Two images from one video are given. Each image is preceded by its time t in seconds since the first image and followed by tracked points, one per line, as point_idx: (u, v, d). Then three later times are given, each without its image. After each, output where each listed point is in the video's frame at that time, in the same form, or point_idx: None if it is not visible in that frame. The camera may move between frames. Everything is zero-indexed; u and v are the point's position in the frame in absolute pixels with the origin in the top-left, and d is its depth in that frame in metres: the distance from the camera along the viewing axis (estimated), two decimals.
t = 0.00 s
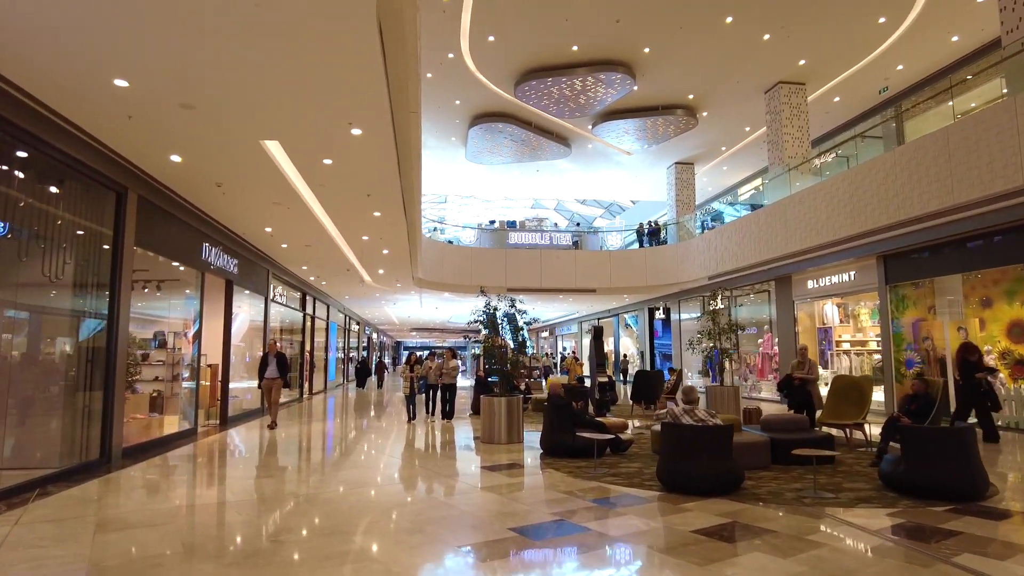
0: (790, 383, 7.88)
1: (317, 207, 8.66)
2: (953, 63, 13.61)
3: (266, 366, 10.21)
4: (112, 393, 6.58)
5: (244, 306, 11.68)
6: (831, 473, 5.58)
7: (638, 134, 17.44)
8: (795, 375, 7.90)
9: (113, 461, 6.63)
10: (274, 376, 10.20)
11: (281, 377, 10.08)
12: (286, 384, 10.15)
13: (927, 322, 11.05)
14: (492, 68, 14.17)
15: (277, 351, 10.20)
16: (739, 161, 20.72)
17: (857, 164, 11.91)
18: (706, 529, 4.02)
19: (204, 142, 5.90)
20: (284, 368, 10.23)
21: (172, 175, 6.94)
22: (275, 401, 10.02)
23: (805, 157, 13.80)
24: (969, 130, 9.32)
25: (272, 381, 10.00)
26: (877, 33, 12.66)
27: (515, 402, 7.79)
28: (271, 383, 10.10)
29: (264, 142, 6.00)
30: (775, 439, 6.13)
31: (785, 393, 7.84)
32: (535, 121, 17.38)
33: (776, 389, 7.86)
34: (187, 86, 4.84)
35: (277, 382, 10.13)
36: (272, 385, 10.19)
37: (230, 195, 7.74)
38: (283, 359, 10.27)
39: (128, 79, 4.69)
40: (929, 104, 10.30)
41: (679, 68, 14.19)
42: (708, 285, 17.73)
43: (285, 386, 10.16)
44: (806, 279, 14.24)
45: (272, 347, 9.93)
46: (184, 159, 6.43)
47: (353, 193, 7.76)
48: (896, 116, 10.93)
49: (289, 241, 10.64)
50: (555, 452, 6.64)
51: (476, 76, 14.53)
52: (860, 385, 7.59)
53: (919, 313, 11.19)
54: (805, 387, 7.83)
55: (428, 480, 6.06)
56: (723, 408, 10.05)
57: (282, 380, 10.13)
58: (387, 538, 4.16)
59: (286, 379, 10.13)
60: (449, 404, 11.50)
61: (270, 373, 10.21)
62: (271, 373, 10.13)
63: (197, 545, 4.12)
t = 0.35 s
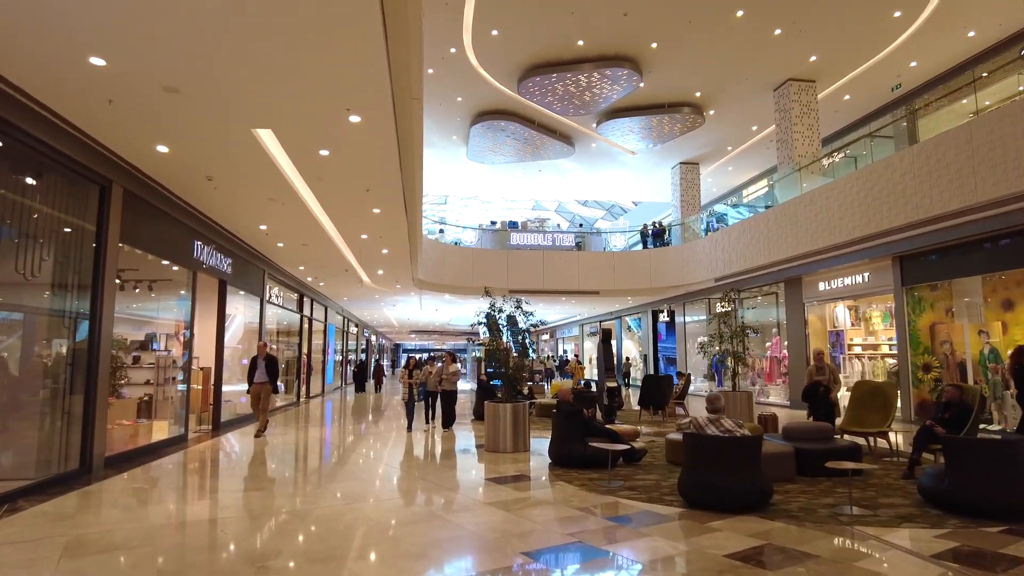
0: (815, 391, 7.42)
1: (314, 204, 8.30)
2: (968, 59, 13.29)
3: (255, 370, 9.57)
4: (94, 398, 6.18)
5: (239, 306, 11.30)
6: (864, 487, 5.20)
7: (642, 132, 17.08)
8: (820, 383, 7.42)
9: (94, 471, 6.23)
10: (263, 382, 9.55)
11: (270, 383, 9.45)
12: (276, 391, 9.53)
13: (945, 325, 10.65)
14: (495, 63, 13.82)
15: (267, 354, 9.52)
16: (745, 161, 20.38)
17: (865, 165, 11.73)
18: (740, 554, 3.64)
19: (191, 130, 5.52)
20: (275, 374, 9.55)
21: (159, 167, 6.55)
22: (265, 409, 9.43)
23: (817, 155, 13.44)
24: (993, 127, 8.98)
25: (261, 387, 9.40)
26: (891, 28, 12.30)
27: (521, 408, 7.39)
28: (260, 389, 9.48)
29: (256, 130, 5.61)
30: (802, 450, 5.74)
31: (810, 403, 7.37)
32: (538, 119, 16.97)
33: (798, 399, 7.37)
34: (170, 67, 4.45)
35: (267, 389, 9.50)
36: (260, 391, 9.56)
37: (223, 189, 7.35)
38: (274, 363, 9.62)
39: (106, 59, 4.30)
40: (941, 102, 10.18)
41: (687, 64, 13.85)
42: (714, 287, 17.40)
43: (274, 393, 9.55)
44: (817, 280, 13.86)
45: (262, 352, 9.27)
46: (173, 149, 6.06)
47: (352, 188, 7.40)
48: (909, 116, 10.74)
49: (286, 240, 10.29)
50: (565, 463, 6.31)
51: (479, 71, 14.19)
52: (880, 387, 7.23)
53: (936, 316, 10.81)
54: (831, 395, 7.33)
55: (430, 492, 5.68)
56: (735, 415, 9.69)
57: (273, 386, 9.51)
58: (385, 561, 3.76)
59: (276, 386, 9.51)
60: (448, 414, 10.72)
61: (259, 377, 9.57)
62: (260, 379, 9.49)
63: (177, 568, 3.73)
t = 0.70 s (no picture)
0: (838, 399, 7.04)
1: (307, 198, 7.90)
2: (979, 54, 12.98)
3: (240, 374, 9.01)
4: (69, 404, 5.77)
5: (230, 308, 10.87)
6: (898, 501, 4.80)
7: (645, 131, 16.74)
8: (842, 391, 7.04)
9: (69, 484, 5.82)
10: (249, 387, 8.99)
11: (257, 389, 8.90)
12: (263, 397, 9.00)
13: (961, 326, 10.29)
14: (495, 58, 13.48)
15: (251, 356, 8.99)
16: (748, 161, 20.06)
17: (874, 163, 11.42)
18: None
19: (170, 114, 5.11)
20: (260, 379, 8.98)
21: (141, 158, 6.16)
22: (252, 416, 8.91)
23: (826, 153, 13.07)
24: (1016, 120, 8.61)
25: (246, 393, 8.87)
26: (902, 22, 11.97)
27: (525, 414, 7.00)
28: (246, 395, 8.92)
29: (241, 116, 5.23)
30: (828, 460, 5.35)
31: (832, 413, 6.98)
32: (538, 118, 16.61)
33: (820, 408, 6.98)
34: (144, 43, 4.06)
35: (253, 395, 8.94)
36: (246, 397, 9.00)
37: (210, 183, 6.95)
38: (260, 366, 9.06)
39: (72, 31, 3.91)
40: (952, 98, 9.96)
41: (692, 59, 13.51)
42: (718, 289, 17.02)
43: (261, 399, 9.00)
44: (826, 281, 13.45)
45: (246, 354, 8.75)
46: (154, 138, 5.68)
47: (347, 181, 7.01)
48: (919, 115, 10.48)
49: (278, 239, 9.91)
50: (573, 474, 5.95)
51: (478, 67, 13.83)
52: (903, 391, 6.87)
53: (952, 317, 10.45)
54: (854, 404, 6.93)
55: (428, 506, 5.28)
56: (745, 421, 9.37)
57: (259, 392, 8.96)
58: None
59: (263, 392, 8.96)
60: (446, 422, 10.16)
61: (245, 383, 9.01)
62: (245, 385, 8.94)
63: None
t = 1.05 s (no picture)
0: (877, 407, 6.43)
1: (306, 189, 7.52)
2: (999, 48, 12.62)
3: (227, 378, 8.20)
4: (49, 408, 5.37)
5: (225, 309, 10.47)
6: (950, 516, 4.40)
7: (653, 129, 16.37)
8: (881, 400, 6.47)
9: (49, 495, 5.42)
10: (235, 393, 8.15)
11: (244, 394, 8.08)
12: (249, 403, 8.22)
13: (986, 327, 9.92)
14: (500, 53, 13.10)
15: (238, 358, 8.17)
16: (756, 160, 19.71)
17: (890, 161, 11.12)
18: None
19: (157, 94, 4.74)
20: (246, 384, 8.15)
21: (128, 145, 5.77)
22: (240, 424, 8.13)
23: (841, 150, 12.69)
24: None
25: (230, 399, 8.05)
26: (921, 15, 11.61)
27: (536, 421, 6.60)
28: (232, 401, 8.09)
29: (233, 97, 4.85)
30: (867, 468, 4.96)
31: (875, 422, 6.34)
32: (544, 115, 16.26)
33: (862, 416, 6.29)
34: (125, 10, 3.68)
35: (240, 400, 8.08)
36: (233, 403, 8.18)
37: (203, 173, 6.58)
38: (247, 369, 8.24)
39: None
40: (971, 94, 9.76)
41: (702, 54, 13.16)
42: (728, 291, 16.63)
43: (249, 404, 8.17)
44: (842, 282, 12.99)
45: (234, 357, 8.03)
46: (141, 123, 5.28)
47: (348, 172, 6.63)
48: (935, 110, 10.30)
49: (276, 237, 9.54)
50: (589, 484, 5.58)
51: (482, 61, 13.46)
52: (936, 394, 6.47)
53: (976, 318, 10.07)
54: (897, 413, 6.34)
55: (437, 519, 4.89)
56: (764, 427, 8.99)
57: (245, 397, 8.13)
58: None
59: (251, 397, 8.14)
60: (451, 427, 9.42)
61: (230, 387, 8.13)
62: (230, 390, 8.12)
63: None
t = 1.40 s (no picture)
0: (921, 417, 5.71)
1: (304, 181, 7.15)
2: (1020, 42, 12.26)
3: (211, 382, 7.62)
4: (25, 413, 5.00)
5: (221, 310, 10.10)
6: (1008, 534, 4.01)
7: (660, 127, 16.02)
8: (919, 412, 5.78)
9: (24, 507, 5.04)
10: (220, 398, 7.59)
11: (230, 400, 7.51)
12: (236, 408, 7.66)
13: (1011, 330, 9.51)
14: (505, 47, 12.77)
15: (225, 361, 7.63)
16: (764, 160, 19.36)
17: (905, 159, 10.79)
18: None
19: (141, 72, 4.38)
20: (234, 389, 7.60)
21: (112, 131, 5.40)
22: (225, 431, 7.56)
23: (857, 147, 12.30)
24: None
25: (216, 405, 7.49)
26: (940, 9, 11.27)
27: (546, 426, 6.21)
28: (217, 407, 7.52)
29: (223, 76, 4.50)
30: (911, 480, 4.58)
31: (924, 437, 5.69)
32: (549, 113, 15.92)
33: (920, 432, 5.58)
34: None
35: (226, 406, 7.51)
36: (217, 409, 7.60)
37: (193, 164, 6.21)
38: (235, 373, 7.69)
39: None
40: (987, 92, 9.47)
41: (713, 49, 12.82)
42: (738, 293, 16.24)
43: (235, 410, 7.61)
44: (857, 283, 12.59)
45: (221, 359, 7.49)
46: (125, 106, 4.92)
47: (348, 162, 6.26)
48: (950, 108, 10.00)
49: (274, 235, 9.18)
50: (606, 495, 5.20)
51: (487, 57, 13.13)
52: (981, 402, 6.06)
53: (1000, 320, 9.68)
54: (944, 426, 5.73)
55: (442, 534, 4.51)
56: (782, 433, 8.62)
57: (232, 402, 7.58)
58: None
59: (238, 403, 7.59)
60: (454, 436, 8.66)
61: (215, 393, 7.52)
62: (216, 395, 7.55)
63: None
